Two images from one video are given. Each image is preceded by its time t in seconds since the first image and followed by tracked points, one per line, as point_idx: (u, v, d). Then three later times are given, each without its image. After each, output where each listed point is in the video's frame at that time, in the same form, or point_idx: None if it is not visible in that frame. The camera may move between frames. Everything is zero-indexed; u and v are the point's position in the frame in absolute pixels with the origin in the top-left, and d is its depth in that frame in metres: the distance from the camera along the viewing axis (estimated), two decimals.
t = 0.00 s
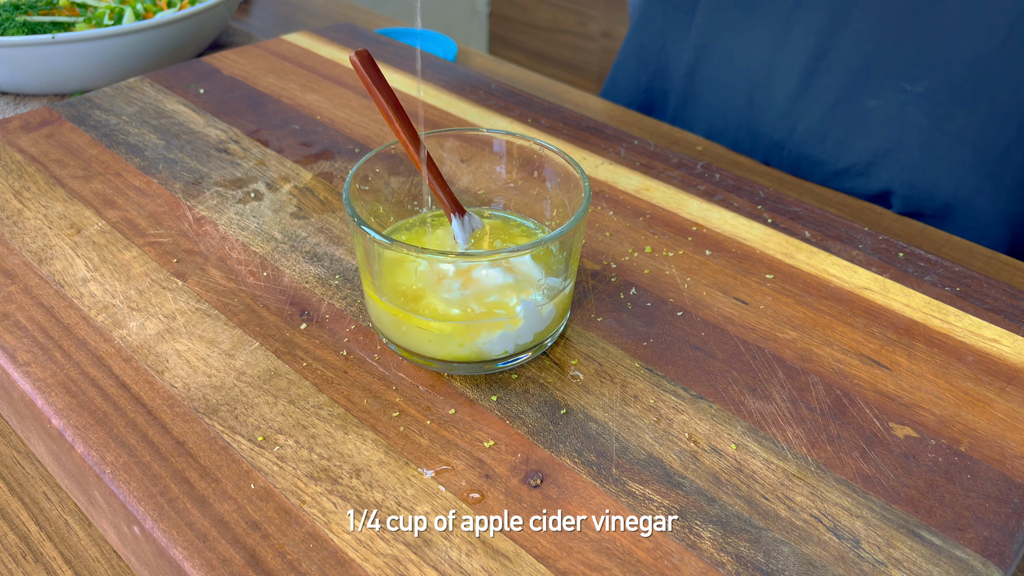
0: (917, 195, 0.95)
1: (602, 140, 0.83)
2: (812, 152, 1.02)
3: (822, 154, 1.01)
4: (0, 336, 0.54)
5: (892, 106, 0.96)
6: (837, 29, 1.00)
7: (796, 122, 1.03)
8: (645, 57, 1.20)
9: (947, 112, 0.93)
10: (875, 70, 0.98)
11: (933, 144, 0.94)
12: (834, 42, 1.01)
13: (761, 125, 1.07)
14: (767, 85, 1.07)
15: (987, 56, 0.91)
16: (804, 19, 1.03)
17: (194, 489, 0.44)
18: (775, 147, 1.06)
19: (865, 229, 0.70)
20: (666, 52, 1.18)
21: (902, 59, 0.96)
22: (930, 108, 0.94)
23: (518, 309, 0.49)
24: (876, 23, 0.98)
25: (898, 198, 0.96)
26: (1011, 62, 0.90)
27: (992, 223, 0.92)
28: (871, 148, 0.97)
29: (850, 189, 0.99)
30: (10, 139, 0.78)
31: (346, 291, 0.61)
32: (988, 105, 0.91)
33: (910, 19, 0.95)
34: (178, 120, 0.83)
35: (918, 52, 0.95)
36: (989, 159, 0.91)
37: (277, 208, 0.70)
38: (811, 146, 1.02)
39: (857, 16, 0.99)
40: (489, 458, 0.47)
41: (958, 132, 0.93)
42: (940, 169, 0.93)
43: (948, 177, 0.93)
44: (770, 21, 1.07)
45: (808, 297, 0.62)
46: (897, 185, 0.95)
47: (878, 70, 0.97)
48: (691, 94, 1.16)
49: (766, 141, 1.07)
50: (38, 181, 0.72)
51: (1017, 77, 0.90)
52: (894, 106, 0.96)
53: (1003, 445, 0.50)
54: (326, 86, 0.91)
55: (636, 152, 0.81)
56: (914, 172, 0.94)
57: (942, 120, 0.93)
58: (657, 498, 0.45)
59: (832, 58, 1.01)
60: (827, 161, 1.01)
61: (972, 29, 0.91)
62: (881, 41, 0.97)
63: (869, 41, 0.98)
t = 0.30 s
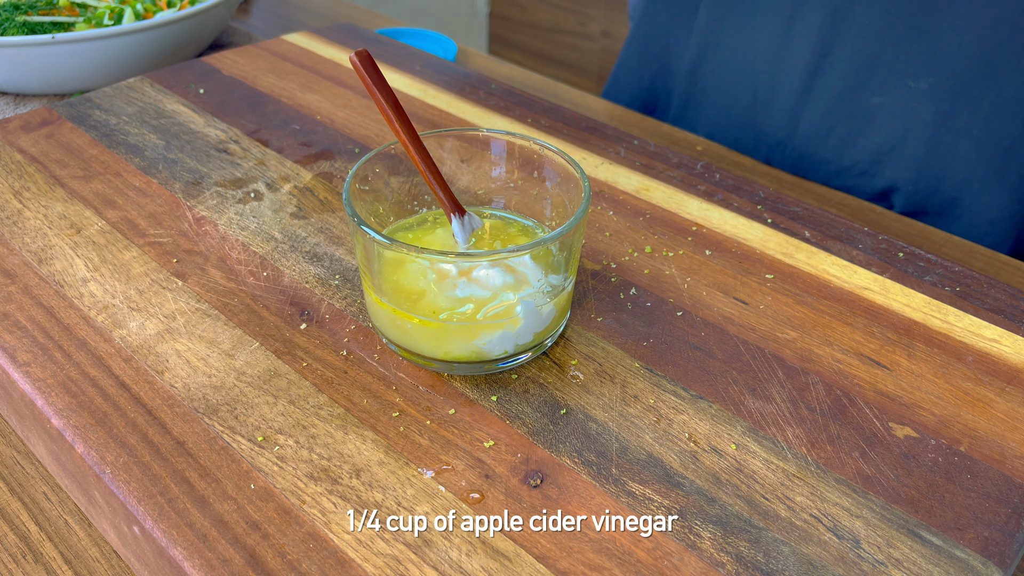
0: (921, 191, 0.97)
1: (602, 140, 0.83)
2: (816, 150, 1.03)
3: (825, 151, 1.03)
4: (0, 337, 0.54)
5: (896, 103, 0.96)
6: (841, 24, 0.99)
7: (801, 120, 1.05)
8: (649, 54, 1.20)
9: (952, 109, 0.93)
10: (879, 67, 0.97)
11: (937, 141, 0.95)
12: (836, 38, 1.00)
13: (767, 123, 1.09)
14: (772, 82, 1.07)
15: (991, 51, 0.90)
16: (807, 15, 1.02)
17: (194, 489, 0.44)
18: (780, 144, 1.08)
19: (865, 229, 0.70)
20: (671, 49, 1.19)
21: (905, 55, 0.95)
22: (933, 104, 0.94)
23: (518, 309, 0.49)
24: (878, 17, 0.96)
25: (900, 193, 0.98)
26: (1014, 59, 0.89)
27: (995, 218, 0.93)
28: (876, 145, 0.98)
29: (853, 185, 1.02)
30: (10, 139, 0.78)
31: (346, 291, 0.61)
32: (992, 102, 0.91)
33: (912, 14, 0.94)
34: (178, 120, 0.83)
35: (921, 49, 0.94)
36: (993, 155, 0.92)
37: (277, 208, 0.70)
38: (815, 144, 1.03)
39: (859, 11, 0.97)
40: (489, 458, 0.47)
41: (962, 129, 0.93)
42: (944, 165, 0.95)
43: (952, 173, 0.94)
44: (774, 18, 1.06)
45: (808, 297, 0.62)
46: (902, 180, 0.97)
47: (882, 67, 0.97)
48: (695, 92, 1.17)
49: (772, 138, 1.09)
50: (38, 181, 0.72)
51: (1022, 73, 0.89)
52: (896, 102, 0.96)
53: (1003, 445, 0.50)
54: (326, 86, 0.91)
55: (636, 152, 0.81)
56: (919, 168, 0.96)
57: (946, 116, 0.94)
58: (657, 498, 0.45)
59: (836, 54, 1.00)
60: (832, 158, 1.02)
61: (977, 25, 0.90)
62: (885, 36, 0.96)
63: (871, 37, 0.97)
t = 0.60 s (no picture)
0: (923, 188, 0.97)
1: (602, 140, 0.83)
2: (818, 146, 1.04)
3: (828, 149, 1.03)
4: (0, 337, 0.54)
5: (896, 99, 0.96)
6: (842, 20, 1.00)
7: (802, 116, 1.05)
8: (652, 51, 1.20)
9: (952, 104, 0.93)
10: (880, 62, 0.97)
11: (939, 138, 0.95)
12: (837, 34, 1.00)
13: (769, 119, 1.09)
14: (774, 79, 1.08)
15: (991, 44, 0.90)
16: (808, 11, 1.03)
17: (194, 489, 0.44)
18: (783, 142, 1.08)
19: (865, 229, 0.70)
20: (673, 47, 1.19)
21: (906, 49, 0.95)
22: (934, 99, 0.94)
23: (518, 308, 0.49)
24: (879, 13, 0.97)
25: (904, 192, 0.98)
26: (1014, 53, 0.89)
27: (997, 216, 0.93)
28: (877, 142, 0.99)
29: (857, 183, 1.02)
30: (10, 139, 0.78)
31: (346, 291, 0.61)
32: (993, 98, 0.91)
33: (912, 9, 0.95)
34: (178, 120, 0.83)
35: (921, 43, 0.94)
36: (994, 152, 0.91)
37: (277, 208, 0.70)
38: (817, 142, 1.04)
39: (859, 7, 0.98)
40: (490, 458, 0.47)
41: (963, 125, 0.93)
42: (945, 161, 0.95)
43: (954, 170, 0.94)
44: (775, 14, 1.06)
45: (808, 297, 0.62)
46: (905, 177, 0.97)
47: (883, 62, 0.97)
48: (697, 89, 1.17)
49: (775, 136, 1.09)
50: (38, 181, 0.72)
51: (1022, 67, 0.89)
52: (898, 99, 0.96)
53: (1003, 445, 0.50)
54: (326, 86, 0.91)
55: (636, 152, 0.81)
56: (920, 165, 0.96)
57: (946, 112, 0.94)
58: (657, 498, 0.45)
59: (837, 50, 1.01)
60: (835, 156, 1.02)
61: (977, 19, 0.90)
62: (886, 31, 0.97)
63: (873, 32, 0.98)
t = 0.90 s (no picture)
0: (929, 191, 1.07)
1: (602, 140, 0.83)
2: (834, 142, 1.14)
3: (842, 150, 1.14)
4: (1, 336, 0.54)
5: (905, 99, 1.06)
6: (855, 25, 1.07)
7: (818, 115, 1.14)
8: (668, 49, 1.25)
9: (956, 108, 1.02)
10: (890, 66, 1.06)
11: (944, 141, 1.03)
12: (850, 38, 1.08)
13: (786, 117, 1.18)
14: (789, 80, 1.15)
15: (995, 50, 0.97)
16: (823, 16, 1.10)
17: (194, 489, 0.44)
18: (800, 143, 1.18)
19: (865, 229, 0.70)
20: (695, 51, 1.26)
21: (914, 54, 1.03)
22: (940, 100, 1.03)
23: (518, 309, 0.49)
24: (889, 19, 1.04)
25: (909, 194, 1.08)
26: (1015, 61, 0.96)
27: (1000, 219, 1.02)
28: (889, 140, 1.09)
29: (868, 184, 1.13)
30: (10, 139, 0.78)
31: (346, 291, 0.61)
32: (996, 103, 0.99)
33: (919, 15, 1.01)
34: (178, 120, 0.83)
35: (927, 48, 1.02)
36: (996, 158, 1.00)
37: (277, 208, 0.70)
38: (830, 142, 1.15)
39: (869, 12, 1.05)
40: (489, 458, 0.47)
41: (967, 130, 1.02)
42: (951, 163, 1.04)
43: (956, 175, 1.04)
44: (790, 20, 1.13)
45: (808, 297, 0.62)
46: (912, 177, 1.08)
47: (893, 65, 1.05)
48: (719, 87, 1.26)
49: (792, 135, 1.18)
50: (38, 181, 0.72)
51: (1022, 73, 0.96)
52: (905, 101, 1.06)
53: (1003, 445, 0.50)
54: (326, 86, 0.91)
55: (636, 152, 0.81)
56: (927, 165, 1.06)
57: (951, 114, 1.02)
58: (657, 498, 0.45)
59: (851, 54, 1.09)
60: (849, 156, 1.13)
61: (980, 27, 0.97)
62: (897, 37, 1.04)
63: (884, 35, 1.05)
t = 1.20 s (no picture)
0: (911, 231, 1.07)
1: (603, 140, 0.83)
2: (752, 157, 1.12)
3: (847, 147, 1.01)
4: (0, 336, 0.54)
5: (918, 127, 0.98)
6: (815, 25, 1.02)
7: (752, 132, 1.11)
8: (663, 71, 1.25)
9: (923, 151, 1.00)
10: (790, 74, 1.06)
11: (956, 156, 0.97)
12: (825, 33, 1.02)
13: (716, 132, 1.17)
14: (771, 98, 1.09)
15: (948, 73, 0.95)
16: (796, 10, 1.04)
17: (194, 489, 0.44)
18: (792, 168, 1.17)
19: (865, 229, 0.70)
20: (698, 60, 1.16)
21: (831, 64, 1.02)
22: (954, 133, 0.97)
23: (518, 309, 0.49)
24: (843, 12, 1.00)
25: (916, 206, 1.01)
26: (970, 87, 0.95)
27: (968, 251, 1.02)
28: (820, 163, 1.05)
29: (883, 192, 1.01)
30: (10, 139, 0.78)
31: (346, 291, 0.61)
32: (996, 121, 0.94)
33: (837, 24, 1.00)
34: (178, 120, 0.83)
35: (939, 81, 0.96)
36: (978, 195, 0.97)
37: (277, 208, 0.70)
38: (848, 132, 1.01)
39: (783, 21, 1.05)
40: (489, 458, 0.47)
41: (978, 145, 0.96)
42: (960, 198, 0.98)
43: (964, 194, 0.98)
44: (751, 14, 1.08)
45: (808, 297, 0.62)
46: (860, 180, 1.00)
47: (813, 76, 1.04)
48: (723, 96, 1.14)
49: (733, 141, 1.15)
50: (38, 181, 0.72)
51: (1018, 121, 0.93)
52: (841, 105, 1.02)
53: (1003, 445, 0.50)
54: (326, 86, 0.91)
55: (636, 152, 0.81)
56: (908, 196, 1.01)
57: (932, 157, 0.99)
58: (657, 498, 0.45)
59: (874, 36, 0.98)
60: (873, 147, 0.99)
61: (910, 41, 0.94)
62: (808, 47, 1.04)
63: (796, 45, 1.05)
